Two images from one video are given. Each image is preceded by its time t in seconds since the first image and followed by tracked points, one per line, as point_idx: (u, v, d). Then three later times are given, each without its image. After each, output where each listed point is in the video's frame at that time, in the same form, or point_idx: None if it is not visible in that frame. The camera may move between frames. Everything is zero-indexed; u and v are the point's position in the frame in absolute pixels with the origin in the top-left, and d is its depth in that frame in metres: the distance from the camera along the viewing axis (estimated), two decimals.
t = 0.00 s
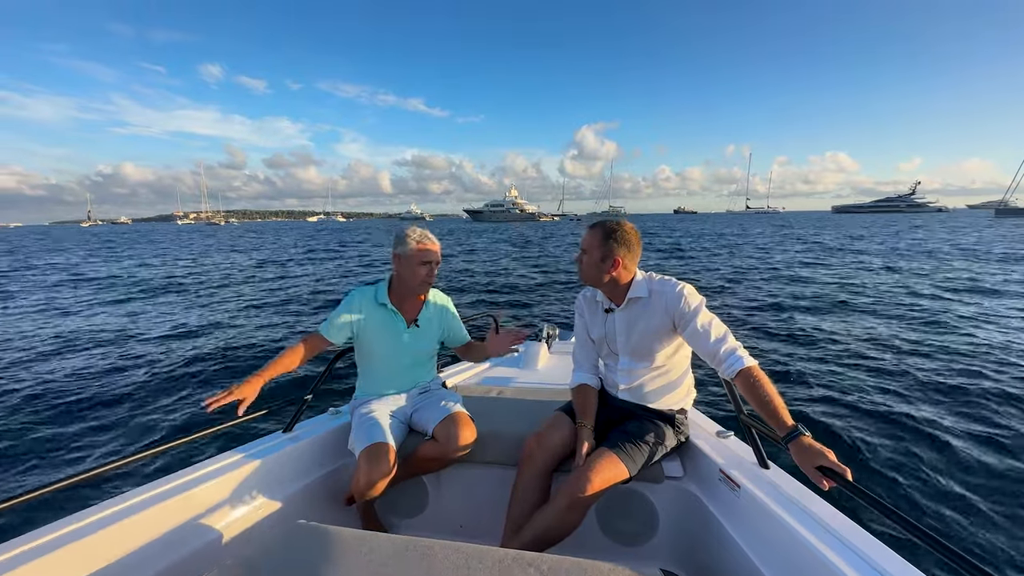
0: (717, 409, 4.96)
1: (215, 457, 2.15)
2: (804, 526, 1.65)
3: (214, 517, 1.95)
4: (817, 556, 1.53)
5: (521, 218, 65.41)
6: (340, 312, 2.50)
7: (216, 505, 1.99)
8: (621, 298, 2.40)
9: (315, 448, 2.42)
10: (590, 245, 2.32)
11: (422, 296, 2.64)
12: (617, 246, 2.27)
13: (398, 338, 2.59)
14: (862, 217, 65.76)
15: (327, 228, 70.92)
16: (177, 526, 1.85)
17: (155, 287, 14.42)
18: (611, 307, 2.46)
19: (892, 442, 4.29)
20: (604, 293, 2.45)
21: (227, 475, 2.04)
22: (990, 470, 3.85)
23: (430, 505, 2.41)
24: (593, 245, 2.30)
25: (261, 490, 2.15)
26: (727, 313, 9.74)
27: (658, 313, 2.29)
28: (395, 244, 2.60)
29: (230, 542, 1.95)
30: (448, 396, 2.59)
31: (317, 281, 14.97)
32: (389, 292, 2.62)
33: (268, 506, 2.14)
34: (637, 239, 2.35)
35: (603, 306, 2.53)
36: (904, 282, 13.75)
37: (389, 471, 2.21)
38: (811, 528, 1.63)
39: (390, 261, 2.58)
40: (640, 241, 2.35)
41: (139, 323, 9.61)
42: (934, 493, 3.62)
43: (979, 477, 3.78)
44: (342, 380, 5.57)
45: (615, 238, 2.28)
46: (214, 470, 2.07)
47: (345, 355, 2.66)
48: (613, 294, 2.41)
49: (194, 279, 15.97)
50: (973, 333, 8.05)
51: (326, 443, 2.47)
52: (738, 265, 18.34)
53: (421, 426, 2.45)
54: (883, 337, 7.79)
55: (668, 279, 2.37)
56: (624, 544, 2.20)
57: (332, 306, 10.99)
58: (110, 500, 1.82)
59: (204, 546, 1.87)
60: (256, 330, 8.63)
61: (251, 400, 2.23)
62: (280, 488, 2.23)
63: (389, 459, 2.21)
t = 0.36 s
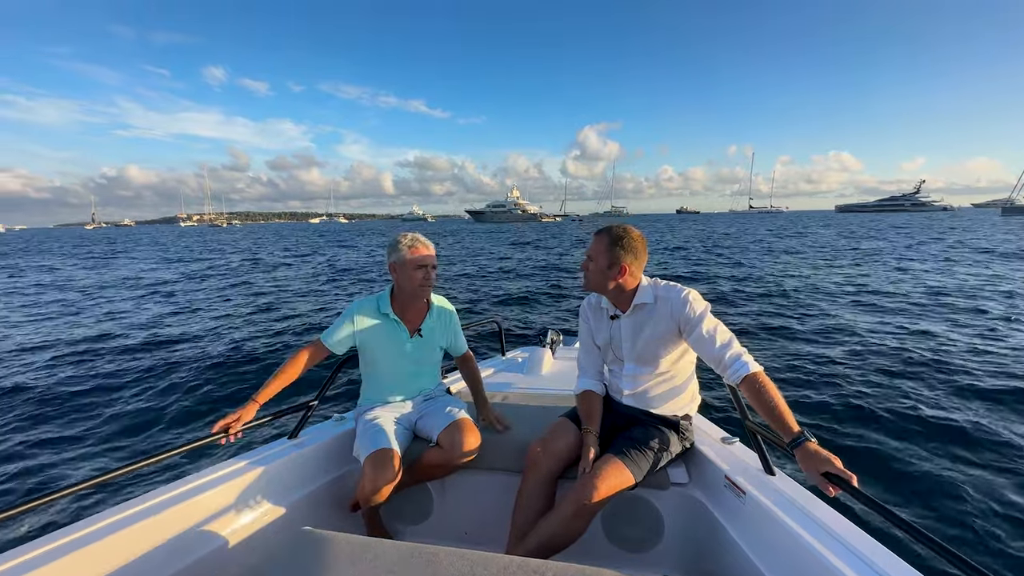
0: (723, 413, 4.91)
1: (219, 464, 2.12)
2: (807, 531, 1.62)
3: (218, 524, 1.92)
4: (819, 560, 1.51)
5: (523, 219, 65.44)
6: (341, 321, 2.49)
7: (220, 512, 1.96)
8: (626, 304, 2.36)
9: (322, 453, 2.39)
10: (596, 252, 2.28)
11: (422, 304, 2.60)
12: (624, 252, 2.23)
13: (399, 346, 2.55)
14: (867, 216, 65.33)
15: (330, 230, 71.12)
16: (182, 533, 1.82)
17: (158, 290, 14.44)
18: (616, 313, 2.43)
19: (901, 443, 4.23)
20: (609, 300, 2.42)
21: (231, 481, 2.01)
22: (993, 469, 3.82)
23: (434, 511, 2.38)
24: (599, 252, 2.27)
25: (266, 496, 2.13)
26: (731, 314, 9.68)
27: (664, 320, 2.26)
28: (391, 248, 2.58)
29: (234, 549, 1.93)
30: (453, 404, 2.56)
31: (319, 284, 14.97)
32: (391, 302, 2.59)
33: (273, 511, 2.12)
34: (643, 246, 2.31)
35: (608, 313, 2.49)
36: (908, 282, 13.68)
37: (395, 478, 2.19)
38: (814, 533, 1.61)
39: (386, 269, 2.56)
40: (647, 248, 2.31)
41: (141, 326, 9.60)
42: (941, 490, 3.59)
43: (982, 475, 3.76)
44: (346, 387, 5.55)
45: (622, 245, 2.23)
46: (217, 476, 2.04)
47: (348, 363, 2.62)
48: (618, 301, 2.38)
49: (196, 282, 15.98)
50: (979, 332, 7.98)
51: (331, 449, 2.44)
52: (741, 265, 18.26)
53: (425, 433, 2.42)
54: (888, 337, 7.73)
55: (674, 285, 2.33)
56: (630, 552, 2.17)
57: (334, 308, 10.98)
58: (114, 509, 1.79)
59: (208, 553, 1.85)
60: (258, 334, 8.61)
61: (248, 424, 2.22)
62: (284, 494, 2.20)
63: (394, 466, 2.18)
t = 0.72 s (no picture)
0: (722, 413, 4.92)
1: (219, 457, 2.15)
2: (801, 534, 1.63)
3: (217, 518, 1.95)
4: (813, 563, 1.51)
5: (525, 219, 65.55)
6: (340, 321, 2.50)
7: (219, 506, 1.98)
8: (626, 306, 2.37)
9: (319, 449, 2.40)
10: (597, 253, 2.28)
11: (418, 299, 2.62)
12: (624, 255, 2.23)
13: (398, 346, 2.56)
14: (870, 215, 65.08)
15: (333, 231, 71.37)
16: (181, 526, 1.84)
17: (161, 291, 14.51)
18: (616, 316, 2.43)
19: (901, 441, 4.23)
20: (608, 301, 2.42)
21: (231, 475, 2.04)
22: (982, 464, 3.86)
23: (430, 510, 2.39)
24: (600, 254, 2.27)
25: (265, 491, 2.15)
26: (733, 314, 9.67)
27: (664, 323, 2.26)
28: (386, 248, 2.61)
29: (232, 544, 1.95)
30: (451, 403, 2.57)
31: (321, 284, 15.01)
32: (387, 299, 2.60)
33: (271, 513, 2.13)
34: (644, 248, 2.31)
35: (608, 315, 2.49)
36: (911, 281, 13.62)
37: (393, 477, 2.20)
38: (808, 536, 1.62)
39: (380, 268, 2.58)
40: (647, 250, 2.31)
41: (145, 326, 9.66)
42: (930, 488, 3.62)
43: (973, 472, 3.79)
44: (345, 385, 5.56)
45: (622, 247, 2.24)
46: (218, 470, 2.06)
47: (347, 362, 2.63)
48: (618, 302, 2.38)
49: (199, 283, 16.04)
50: (981, 331, 7.95)
51: (329, 446, 2.46)
52: (743, 265, 18.24)
53: (424, 433, 2.43)
54: (890, 337, 7.71)
55: (674, 287, 2.33)
56: (625, 552, 2.17)
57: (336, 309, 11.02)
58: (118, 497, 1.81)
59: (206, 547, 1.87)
60: (260, 335, 8.64)
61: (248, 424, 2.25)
62: (283, 491, 2.22)
63: (393, 465, 2.20)
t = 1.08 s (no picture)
0: (721, 410, 4.90)
1: (216, 447, 2.16)
2: (799, 531, 1.62)
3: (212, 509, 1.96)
4: (809, 558, 1.51)
5: (527, 219, 65.56)
6: (336, 311, 2.52)
7: (215, 497, 1.99)
8: (625, 300, 2.37)
9: (316, 441, 2.42)
10: (597, 247, 2.28)
11: (414, 291, 2.63)
12: (625, 247, 2.23)
13: (395, 338, 2.58)
14: (875, 214, 64.71)
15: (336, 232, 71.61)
16: (176, 515, 1.85)
17: (165, 292, 14.60)
18: (616, 310, 2.43)
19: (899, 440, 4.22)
20: (609, 295, 2.42)
21: (227, 465, 2.05)
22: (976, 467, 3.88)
23: (426, 501, 2.41)
24: (600, 246, 2.27)
25: (261, 482, 2.17)
26: (735, 312, 9.64)
27: (664, 317, 2.26)
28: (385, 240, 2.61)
29: (226, 536, 1.96)
30: (448, 394, 2.58)
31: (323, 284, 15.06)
32: (384, 290, 2.62)
33: (268, 510, 2.13)
34: (645, 242, 2.31)
35: (608, 309, 2.49)
36: (915, 279, 13.55)
37: (388, 468, 2.21)
38: (804, 532, 1.61)
39: (379, 260, 2.59)
40: (648, 244, 2.31)
41: (148, 327, 9.72)
42: (928, 487, 3.60)
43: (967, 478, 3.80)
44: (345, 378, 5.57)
45: (623, 240, 2.24)
46: (215, 459, 2.08)
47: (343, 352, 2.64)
48: (618, 297, 2.38)
49: (202, 284, 16.13)
50: (984, 329, 7.91)
51: (325, 437, 2.47)
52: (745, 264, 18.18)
53: (421, 425, 2.44)
54: (892, 334, 7.68)
55: (674, 281, 2.33)
56: (619, 544, 2.18)
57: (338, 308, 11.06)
58: (111, 485, 1.82)
59: (201, 537, 1.88)
60: (262, 336, 8.68)
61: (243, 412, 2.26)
62: (279, 481, 2.23)
63: (388, 457, 2.21)
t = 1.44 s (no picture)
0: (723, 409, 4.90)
1: (218, 445, 2.17)
2: (804, 528, 1.61)
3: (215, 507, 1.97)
4: (813, 556, 1.50)
5: (531, 220, 65.59)
6: (333, 310, 2.56)
7: (217, 494, 2.00)
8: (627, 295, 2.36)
9: (316, 438, 2.43)
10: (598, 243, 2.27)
11: (413, 288, 2.64)
12: (626, 242, 2.23)
13: (395, 334, 2.59)
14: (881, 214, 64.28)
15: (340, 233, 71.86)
16: (179, 513, 1.86)
17: (169, 293, 14.70)
18: (618, 306, 2.43)
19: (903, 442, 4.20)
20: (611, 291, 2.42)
21: (229, 463, 2.06)
22: (982, 466, 3.85)
23: (428, 498, 2.42)
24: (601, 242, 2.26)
25: (263, 479, 2.18)
26: (738, 312, 9.60)
27: (666, 311, 2.26)
28: (380, 239, 2.61)
29: (229, 533, 1.97)
30: (449, 390, 2.58)
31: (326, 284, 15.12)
32: (380, 288, 2.64)
33: (271, 508, 2.15)
34: (645, 236, 2.31)
35: (609, 306, 2.49)
36: (920, 279, 13.44)
37: (389, 464, 2.22)
38: (808, 528, 1.61)
39: (374, 258, 2.61)
40: (649, 238, 2.30)
41: (152, 327, 9.79)
42: (933, 490, 3.58)
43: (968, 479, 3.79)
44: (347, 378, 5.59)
45: (624, 235, 2.23)
46: (217, 457, 2.09)
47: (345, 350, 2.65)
48: (620, 292, 2.38)
49: (206, 285, 16.21)
50: (990, 330, 7.84)
51: (326, 435, 2.48)
52: (749, 264, 18.10)
53: (422, 422, 2.44)
54: (896, 335, 7.64)
55: (674, 275, 2.33)
56: (621, 540, 2.18)
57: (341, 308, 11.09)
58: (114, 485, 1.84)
59: (204, 535, 1.90)
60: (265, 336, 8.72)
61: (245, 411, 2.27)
62: (281, 478, 2.25)
63: (388, 453, 2.23)
